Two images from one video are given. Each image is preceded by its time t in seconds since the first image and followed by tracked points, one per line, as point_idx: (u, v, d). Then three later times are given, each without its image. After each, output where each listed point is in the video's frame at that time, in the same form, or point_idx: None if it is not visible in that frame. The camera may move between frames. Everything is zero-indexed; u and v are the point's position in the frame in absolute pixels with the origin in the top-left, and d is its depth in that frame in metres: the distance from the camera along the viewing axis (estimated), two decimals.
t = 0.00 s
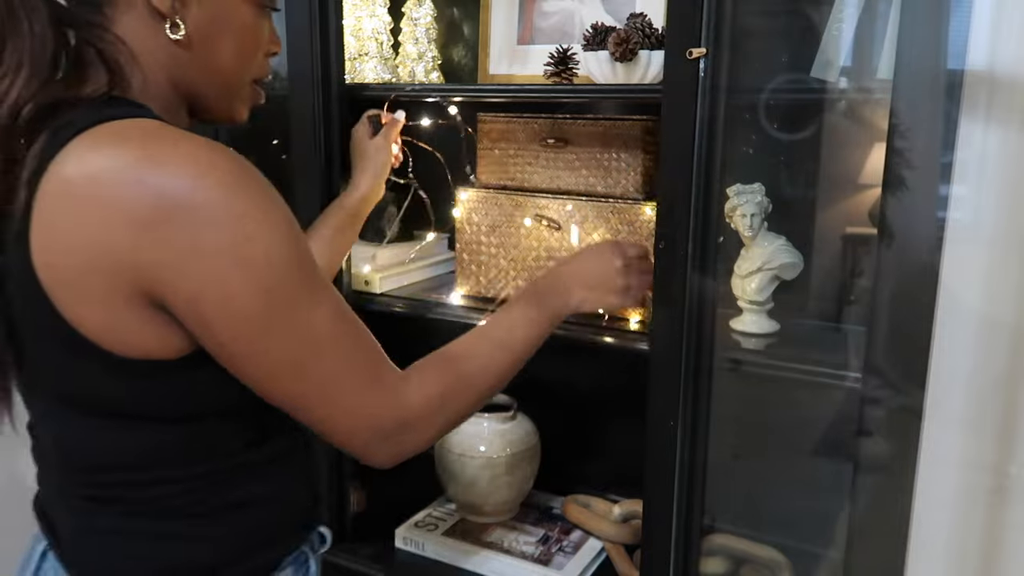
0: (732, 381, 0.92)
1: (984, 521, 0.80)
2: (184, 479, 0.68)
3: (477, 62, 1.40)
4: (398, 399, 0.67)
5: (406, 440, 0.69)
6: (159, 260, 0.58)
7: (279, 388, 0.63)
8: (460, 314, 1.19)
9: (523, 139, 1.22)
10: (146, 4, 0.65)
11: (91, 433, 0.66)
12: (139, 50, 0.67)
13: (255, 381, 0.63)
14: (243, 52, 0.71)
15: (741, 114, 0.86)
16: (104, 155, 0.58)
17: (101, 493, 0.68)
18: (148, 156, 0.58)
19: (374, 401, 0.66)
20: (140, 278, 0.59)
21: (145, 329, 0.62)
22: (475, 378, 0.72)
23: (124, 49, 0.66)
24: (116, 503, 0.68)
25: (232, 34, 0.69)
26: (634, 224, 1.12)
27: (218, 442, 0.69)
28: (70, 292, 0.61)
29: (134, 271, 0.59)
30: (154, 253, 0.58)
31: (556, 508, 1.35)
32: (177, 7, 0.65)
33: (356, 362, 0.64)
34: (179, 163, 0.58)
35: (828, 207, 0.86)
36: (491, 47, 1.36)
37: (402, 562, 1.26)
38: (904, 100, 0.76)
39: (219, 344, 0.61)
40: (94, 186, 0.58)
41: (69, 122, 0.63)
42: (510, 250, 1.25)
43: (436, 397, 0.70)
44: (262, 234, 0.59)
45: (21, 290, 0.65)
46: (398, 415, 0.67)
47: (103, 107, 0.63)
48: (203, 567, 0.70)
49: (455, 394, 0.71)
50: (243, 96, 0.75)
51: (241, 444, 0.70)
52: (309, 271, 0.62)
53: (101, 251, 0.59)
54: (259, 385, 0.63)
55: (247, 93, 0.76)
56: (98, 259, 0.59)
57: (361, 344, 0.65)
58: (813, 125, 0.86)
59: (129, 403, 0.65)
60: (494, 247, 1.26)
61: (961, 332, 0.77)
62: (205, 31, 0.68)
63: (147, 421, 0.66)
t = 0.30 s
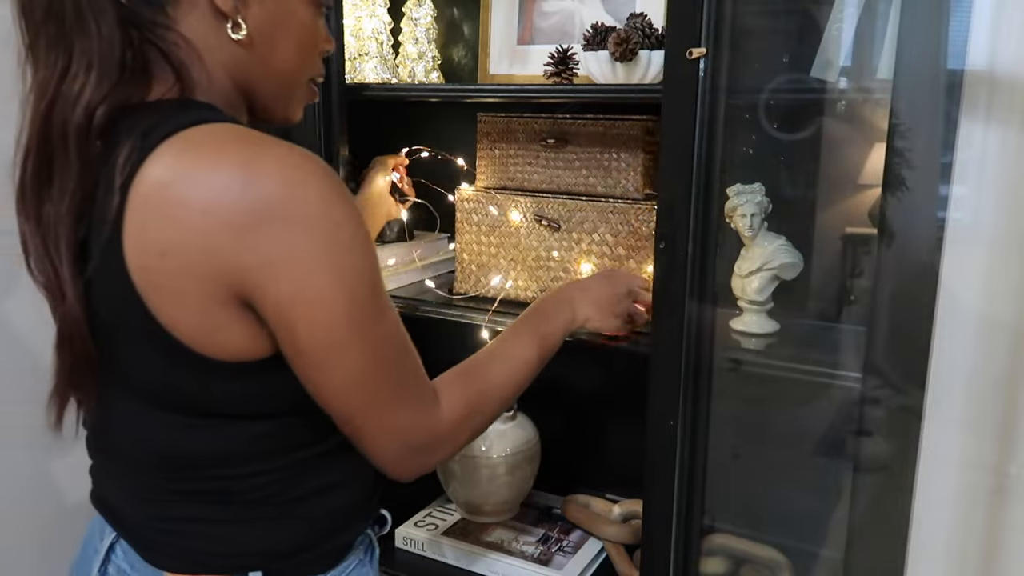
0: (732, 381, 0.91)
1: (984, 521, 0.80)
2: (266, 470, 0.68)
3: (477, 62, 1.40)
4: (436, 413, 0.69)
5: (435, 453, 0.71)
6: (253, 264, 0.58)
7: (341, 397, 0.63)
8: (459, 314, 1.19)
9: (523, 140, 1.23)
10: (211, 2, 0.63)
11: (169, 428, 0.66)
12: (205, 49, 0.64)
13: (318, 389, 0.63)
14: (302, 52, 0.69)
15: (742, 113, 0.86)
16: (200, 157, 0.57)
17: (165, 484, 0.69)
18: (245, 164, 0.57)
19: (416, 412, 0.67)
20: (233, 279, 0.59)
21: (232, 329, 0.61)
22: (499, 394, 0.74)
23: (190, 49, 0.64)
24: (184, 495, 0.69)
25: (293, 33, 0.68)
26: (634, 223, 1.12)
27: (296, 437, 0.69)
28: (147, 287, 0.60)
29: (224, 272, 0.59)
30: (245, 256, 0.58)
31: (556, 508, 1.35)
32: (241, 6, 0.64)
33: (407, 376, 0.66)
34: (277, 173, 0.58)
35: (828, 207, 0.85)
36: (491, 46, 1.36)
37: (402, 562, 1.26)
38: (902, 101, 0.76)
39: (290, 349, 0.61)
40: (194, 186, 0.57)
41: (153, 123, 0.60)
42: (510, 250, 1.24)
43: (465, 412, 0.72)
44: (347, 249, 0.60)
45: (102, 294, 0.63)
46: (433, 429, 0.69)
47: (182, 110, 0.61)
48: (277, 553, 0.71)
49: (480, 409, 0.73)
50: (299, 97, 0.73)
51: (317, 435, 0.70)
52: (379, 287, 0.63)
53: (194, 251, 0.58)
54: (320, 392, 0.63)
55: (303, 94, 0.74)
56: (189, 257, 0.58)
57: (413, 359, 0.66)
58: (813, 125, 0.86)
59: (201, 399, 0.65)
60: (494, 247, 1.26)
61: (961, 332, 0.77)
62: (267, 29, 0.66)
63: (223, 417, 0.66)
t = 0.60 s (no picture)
0: (732, 381, 0.91)
1: (984, 520, 0.78)
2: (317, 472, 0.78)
3: (477, 62, 1.41)
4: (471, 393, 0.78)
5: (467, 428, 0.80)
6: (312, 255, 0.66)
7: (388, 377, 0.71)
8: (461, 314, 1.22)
9: (524, 140, 1.23)
10: (252, 4, 0.72)
11: (234, 419, 0.74)
12: (247, 47, 0.73)
13: (371, 372, 0.71)
14: (336, 54, 0.79)
15: (742, 113, 0.86)
16: (265, 158, 0.65)
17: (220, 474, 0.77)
18: (309, 167, 0.65)
19: (453, 393, 0.76)
20: (295, 272, 0.66)
21: (290, 314, 0.68)
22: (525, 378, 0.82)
23: (231, 46, 0.72)
24: (237, 487, 0.77)
25: (330, 34, 0.77)
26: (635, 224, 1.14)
27: (348, 428, 0.78)
28: (203, 282, 0.67)
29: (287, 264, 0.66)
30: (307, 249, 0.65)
31: (556, 508, 1.35)
32: (279, 9, 0.73)
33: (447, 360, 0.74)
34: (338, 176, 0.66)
35: (828, 207, 0.86)
36: (491, 47, 1.36)
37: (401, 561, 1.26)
38: (903, 100, 0.76)
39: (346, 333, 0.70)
40: (257, 183, 0.65)
41: (207, 119, 0.69)
42: (511, 250, 1.25)
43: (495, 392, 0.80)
44: (399, 246, 0.68)
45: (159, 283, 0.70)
46: (467, 408, 0.78)
47: (236, 107, 0.70)
48: (321, 547, 0.79)
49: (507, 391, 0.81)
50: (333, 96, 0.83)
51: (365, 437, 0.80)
52: (425, 280, 0.71)
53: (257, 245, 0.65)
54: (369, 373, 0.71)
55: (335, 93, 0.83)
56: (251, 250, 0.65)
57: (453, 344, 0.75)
58: (813, 125, 0.87)
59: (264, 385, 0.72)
60: (494, 247, 1.27)
61: (961, 333, 0.76)
62: (303, 31, 0.75)
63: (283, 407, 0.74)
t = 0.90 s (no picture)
0: (732, 382, 0.91)
1: (984, 521, 0.79)
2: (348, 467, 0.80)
3: (477, 62, 1.40)
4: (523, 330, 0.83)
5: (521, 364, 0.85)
6: (369, 241, 0.68)
7: (448, 333, 0.76)
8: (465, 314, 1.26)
9: (524, 140, 1.28)
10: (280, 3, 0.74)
11: (261, 417, 0.76)
12: (278, 46, 0.75)
13: (434, 337, 0.76)
14: (362, 55, 0.81)
15: (741, 112, 0.86)
16: (305, 148, 0.67)
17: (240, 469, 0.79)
18: (356, 156, 0.68)
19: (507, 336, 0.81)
20: (350, 262, 0.69)
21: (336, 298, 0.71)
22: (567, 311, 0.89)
23: (262, 44, 0.74)
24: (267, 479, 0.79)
25: (356, 35, 0.79)
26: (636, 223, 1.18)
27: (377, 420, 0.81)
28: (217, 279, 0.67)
29: (337, 252, 0.68)
30: (365, 239, 0.68)
31: (556, 508, 1.35)
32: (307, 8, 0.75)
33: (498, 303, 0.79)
34: (378, 160, 0.68)
35: (827, 208, 0.86)
36: (491, 46, 1.36)
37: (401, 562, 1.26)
38: (903, 101, 0.76)
39: (406, 305, 0.73)
40: (297, 174, 0.67)
41: (245, 112, 0.70)
42: (510, 250, 1.26)
43: (551, 329, 0.87)
44: (447, 222, 0.71)
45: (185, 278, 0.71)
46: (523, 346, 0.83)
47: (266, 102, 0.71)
48: (345, 543, 0.82)
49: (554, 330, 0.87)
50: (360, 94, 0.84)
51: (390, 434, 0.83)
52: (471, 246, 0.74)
53: (304, 238, 0.67)
54: (427, 330, 0.75)
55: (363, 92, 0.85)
56: (299, 243, 0.67)
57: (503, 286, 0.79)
58: (812, 126, 0.87)
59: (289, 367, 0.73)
60: (494, 247, 1.28)
61: (961, 334, 0.76)
62: (331, 29, 0.77)
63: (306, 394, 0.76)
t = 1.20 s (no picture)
0: (732, 381, 0.91)
1: (983, 522, 0.78)
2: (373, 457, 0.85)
3: (477, 62, 1.40)
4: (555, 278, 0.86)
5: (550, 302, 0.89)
6: (398, 222, 0.73)
7: (469, 291, 0.81)
8: (472, 317, 1.29)
9: (523, 140, 1.29)
10: (296, 5, 0.77)
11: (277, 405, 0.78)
12: (294, 46, 0.78)
13: (468, 294, 0.81)
14: (373, 52, 0.85)
15: (741, 114, 0.85)
16: (328, 137, 0.71)
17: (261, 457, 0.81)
18: (377, 141, 0.71)
19: (537, 285, 0.84)
20: (381, 243, 0.73)
21: (360, 282, 0.75)
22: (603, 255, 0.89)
23: (277, 42, 0.77)
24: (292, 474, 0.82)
25: (368, 34, 0.83)
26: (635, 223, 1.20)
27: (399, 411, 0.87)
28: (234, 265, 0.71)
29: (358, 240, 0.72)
30: (393, 220, 0.72)
31: (556, 509, 1.36)
32: (321, 8, 0.78)
33: (526, 256, 0.82)
34: (399, 146, 0.72)
35: (827, 208, 0.87)
36: (491, 47, 1.36)
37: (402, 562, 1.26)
38: (903, 101, 0.76)
39: (436, 273, 0.78)
40: (320, 166, 0.70)
41: (269, 106, 0.73)
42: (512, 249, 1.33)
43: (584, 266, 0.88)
44: (468, 197, 0.75)
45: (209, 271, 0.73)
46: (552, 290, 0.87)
47: (282, 96, 0.74)
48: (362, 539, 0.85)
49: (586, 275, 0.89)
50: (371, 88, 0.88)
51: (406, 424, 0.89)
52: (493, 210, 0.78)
53: (329, 228, 0.71)
54: (456, 289, 0.80)
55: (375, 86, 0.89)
56: (324, 232, 0.71)
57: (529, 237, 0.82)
58: (812, 126, 0.87)
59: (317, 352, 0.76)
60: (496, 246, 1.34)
61: (961, 332, 0.76)
62: (344, 27, 0.81)
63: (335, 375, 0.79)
